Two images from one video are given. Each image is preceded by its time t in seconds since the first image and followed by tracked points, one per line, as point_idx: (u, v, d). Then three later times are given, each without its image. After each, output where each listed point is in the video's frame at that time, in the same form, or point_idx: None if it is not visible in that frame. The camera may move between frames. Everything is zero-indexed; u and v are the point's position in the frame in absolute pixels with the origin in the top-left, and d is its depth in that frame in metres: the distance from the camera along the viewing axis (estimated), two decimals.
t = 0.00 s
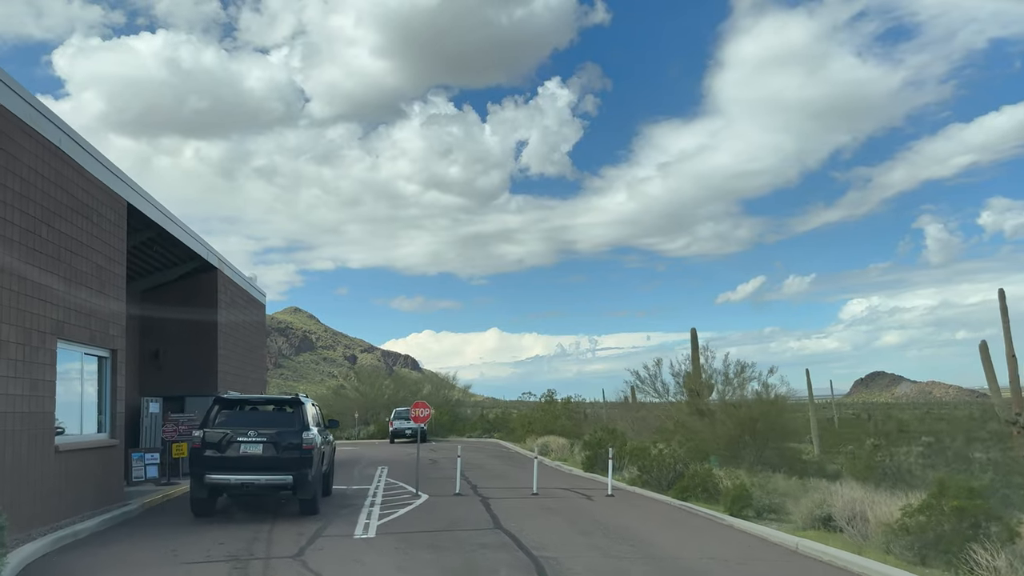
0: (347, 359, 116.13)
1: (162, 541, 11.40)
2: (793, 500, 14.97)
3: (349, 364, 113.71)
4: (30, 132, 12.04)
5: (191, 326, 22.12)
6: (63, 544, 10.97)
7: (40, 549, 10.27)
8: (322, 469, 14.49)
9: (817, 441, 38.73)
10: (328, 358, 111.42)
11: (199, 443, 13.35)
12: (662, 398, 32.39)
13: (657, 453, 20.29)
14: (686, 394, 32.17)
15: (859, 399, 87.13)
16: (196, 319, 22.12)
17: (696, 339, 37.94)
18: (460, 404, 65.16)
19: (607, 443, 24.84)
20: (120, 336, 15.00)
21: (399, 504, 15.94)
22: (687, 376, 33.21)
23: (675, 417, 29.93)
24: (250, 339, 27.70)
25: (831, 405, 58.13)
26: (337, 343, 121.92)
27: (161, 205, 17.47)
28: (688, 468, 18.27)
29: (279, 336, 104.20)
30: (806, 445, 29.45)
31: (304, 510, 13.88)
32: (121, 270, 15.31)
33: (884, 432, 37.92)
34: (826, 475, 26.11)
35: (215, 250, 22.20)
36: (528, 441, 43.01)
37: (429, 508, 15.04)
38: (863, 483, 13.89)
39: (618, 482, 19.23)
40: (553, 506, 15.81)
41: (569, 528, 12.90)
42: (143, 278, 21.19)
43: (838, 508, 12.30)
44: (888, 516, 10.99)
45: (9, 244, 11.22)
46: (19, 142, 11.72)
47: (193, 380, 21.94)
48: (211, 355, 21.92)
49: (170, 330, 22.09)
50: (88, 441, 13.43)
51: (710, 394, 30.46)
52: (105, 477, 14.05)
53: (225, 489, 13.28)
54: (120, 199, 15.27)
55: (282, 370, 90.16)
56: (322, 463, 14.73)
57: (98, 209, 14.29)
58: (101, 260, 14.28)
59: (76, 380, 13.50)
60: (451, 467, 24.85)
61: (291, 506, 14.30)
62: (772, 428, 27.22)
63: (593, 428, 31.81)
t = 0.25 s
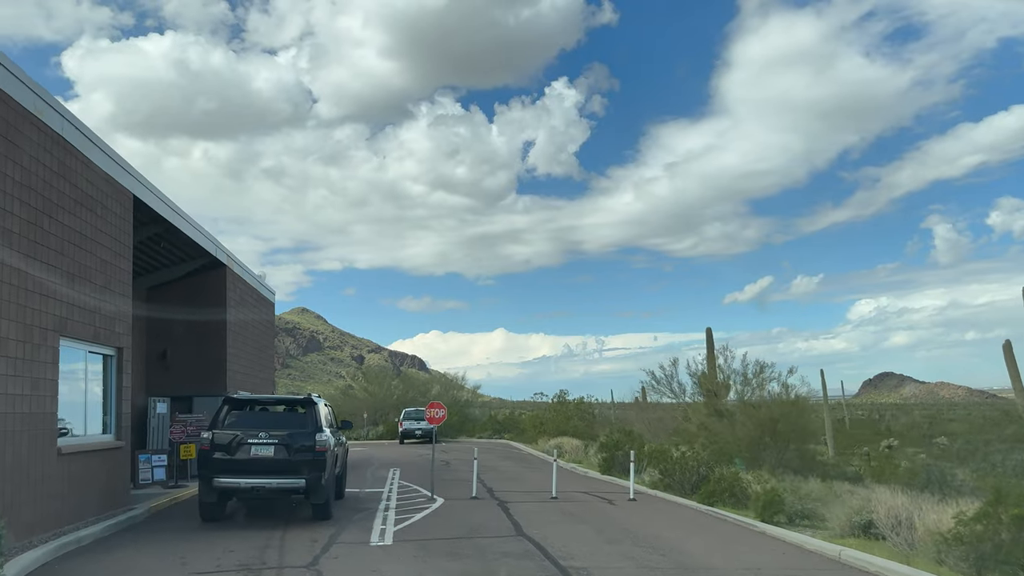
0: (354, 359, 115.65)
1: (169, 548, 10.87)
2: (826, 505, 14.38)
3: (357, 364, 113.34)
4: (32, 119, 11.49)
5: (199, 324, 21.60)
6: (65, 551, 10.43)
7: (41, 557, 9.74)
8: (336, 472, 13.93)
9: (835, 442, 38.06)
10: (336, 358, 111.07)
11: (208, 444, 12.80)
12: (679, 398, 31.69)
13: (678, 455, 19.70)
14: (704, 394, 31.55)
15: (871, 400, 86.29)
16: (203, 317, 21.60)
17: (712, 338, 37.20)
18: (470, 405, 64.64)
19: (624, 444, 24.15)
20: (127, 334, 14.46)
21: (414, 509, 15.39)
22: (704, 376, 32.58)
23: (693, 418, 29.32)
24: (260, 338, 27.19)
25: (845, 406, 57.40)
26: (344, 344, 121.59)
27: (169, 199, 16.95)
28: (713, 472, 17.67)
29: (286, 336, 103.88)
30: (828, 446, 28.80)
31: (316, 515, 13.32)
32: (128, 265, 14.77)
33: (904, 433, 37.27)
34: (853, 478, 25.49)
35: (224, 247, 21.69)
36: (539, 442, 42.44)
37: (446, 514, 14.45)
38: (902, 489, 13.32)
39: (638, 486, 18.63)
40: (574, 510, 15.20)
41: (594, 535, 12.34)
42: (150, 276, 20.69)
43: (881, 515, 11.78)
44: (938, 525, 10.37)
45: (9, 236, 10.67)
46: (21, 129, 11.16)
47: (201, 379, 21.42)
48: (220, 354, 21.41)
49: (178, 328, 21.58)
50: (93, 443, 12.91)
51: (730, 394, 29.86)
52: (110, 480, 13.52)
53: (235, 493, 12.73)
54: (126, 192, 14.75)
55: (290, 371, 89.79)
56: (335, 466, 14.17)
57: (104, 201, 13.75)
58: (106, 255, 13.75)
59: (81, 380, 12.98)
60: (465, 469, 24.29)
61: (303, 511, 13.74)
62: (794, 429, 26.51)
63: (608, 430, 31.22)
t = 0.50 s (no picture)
0: (361, 359, 115.14)
1: (176, 555, 10.32)
2: (862, 511, 13.79)
3: (364, 364, 112.89)
4: (30, 102, 10.93)
5: (205, 322, 21.07)
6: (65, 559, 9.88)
7: (40, 565, 9.19)
8: (349, 475, 13.37)
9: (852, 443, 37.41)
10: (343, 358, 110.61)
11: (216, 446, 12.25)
12: (694, 398, 31.07)
13: (700, 457, 19.10)
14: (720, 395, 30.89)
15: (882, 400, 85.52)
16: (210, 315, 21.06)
17: (726, 338, 36.56)
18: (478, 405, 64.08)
19: (641, 445, 23.51)
20: (131, 331, 13.93)
21: (430, 512, 14.82)
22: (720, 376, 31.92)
23: (710, 420, 28.69)
24: (268, 337, 26.66)
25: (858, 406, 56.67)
26: (351, 344, 121.15)
27: (176, 193, 16.42)
28: (739, 475, 17.07)
29: (293, 336, 103.45)
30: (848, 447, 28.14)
31: (329, 520, 12.76)
32: (132, 259, 14.22)
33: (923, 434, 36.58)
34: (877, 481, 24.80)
35: (232, 243, 21.17)
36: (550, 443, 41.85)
37: (463, 518, 13.88)
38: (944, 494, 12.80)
39: (660, 489, 18.03)
40: (595, 514, 14.64)
41: (621, 541, 11.82)
42: (156, 272, 20.17)
43: (926, 522, 11.36)
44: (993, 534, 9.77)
45: (7, 226, 10.12)
46: (17, 111, 10.61)
47: (208, 378, 20.89)
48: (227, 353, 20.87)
49: (184, 327, 21.05)
50: (96, 444, 12.36)
51: (747, 395, 29.18)
52: (115, 483, 12.98)
53: (244, 497, 12.17)
54: (130, 184, 14.19)
55: (297, 371, 89.35)
56: (348, 468, 13.61)
57: (108, 192, 13.20)
58: (109, 248, 13.19)
59: (84, 379, 12.45)
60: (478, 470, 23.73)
61: (315, 515, 13.18)
62: (814, 431, 25.88)
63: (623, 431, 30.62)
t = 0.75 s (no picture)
0: (367, 359, 114.72)
1: (183, 562, 9.81)
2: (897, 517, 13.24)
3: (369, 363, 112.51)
4: (30, 86, 10.30)
5: (212, 319, 20.55)
6: (64, 566, 9.34)
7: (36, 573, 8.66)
8: (362, 477, 12.83)
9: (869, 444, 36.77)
10: (349, 358, 110.28)
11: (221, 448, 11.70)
12: (709, 398, 30.46)
13: (721, 458, 18.52)
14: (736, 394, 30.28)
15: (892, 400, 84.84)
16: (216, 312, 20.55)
17: (740, 337, 35.93)
18: (486, 404, 63.58)
19: (657, 445, 22.89)
20: (136, 327, 13.42)
21: (445, 515, 14.27)
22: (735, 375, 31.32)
23: (727, 421, 28.10)
24: (275, 334, 26.17)
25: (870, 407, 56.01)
26: (357, 343, 120.79)
27: (182, 184, 15.88)
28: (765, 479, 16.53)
29: (299, 336, 103.10)
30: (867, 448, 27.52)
31: (341, 525, 12.23)
32: (137, 252, 13.68)
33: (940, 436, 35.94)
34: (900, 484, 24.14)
35: (240, 238, 20.67)
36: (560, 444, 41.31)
37: (480, 522, 13.33)
38: (986, 499, 12.21)
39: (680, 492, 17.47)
40: (617, 519, 14.07)
41: (648, 548, 11.26)
42: (162, 268, 19.67)
43: (971, 528, 10.82)
44: None
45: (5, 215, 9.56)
46: (17, 96, 9.98)
47: (214, 377, 20.38)
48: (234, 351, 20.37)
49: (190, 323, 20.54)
50: (98, 445, 11.84)
51: (763, 395, 28.57)
52: (118, 485, 12.47)
53: (253, 500, 11.64)
54: (136, 174, 13.65)
55: (303, 370, 88.95)
56: (361, 470, 13.06)
57: (114, 183, 12.66)
58: (114, 241, 12.65)
59: (86, 377, 11.95)
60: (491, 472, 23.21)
61: (326, 520, 12.65)
62: (834, 432, 25.19)
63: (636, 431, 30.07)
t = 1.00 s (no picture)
0: (372, 358, 114.28)
1: (188, 570, 9.30)
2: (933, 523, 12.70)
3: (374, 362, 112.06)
4: (26, 67, 9.74)
5: (217, 316, 20.04)
6: None
7: None
8: (374, 480, 12.29)
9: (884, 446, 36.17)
10: (354, 357, 109.82)
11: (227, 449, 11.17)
12: (723, 399, 29.91)
13: (742, 460, 17.98)
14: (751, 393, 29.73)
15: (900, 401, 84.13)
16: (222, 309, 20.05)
17: (754, 336, 35.34)
18: (492, 404, 63.03)
19: (673, 446, 22.33)
20: (139, 323, 12.92)
21: (459, 520, 13.76)
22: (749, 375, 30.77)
23: (743, 422, 27.54)
24: (282, 332, 25.68)
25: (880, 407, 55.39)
26: (361, 342, 120.36)
27: (187, 175, 15.36)
28: (790, 483, 15.97)
29: (304, 335, 102.69)
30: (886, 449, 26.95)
31: (352, 529, 11.70)
32: (140, 245, 13.16)
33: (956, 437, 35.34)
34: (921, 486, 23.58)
35: (246, 233, 20.17)
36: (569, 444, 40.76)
37: (497, 528, 12.78)
38: None
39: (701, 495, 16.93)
40: (639, 524, 13.51)
41: (676, 556, 10.72)
42: (167, 264, 19.18)
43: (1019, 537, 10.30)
44: None
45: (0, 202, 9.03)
46: (13, 77, 9.42)
47: (219, 376, 19.87)
48: (240, 349, 19.87)
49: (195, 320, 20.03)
50: (100, 446, 11.34)
51: (779, 395, 28.00)
52: (120, 487, 11.96)
53: (260, 504, 11.11)
54: (139, 164, 13.13)
55: (308, 369, 88.48)
56: (372, 473, 12.53)
57: (116, 172, 12.14)
58: (116, 233, 12.14)
59: (87, 376, 11.44)
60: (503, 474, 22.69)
61: (337, 524, 12.12)
62: (854, 433, 24.62)
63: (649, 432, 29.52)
